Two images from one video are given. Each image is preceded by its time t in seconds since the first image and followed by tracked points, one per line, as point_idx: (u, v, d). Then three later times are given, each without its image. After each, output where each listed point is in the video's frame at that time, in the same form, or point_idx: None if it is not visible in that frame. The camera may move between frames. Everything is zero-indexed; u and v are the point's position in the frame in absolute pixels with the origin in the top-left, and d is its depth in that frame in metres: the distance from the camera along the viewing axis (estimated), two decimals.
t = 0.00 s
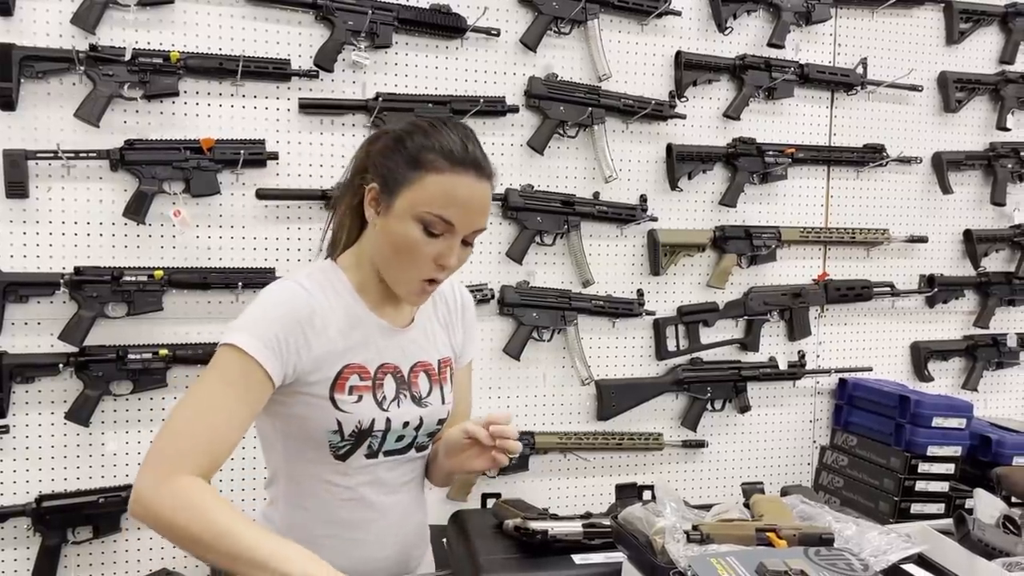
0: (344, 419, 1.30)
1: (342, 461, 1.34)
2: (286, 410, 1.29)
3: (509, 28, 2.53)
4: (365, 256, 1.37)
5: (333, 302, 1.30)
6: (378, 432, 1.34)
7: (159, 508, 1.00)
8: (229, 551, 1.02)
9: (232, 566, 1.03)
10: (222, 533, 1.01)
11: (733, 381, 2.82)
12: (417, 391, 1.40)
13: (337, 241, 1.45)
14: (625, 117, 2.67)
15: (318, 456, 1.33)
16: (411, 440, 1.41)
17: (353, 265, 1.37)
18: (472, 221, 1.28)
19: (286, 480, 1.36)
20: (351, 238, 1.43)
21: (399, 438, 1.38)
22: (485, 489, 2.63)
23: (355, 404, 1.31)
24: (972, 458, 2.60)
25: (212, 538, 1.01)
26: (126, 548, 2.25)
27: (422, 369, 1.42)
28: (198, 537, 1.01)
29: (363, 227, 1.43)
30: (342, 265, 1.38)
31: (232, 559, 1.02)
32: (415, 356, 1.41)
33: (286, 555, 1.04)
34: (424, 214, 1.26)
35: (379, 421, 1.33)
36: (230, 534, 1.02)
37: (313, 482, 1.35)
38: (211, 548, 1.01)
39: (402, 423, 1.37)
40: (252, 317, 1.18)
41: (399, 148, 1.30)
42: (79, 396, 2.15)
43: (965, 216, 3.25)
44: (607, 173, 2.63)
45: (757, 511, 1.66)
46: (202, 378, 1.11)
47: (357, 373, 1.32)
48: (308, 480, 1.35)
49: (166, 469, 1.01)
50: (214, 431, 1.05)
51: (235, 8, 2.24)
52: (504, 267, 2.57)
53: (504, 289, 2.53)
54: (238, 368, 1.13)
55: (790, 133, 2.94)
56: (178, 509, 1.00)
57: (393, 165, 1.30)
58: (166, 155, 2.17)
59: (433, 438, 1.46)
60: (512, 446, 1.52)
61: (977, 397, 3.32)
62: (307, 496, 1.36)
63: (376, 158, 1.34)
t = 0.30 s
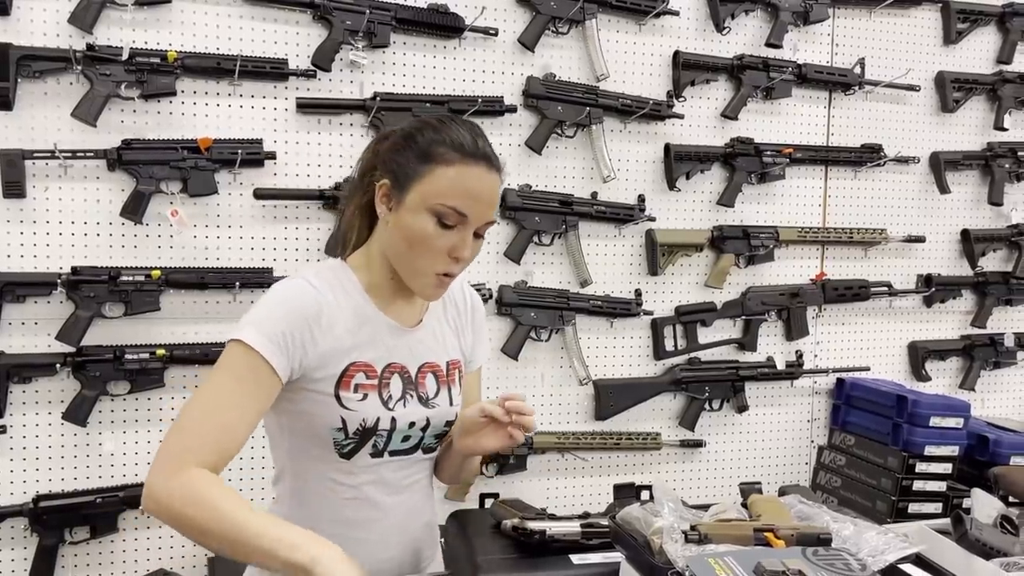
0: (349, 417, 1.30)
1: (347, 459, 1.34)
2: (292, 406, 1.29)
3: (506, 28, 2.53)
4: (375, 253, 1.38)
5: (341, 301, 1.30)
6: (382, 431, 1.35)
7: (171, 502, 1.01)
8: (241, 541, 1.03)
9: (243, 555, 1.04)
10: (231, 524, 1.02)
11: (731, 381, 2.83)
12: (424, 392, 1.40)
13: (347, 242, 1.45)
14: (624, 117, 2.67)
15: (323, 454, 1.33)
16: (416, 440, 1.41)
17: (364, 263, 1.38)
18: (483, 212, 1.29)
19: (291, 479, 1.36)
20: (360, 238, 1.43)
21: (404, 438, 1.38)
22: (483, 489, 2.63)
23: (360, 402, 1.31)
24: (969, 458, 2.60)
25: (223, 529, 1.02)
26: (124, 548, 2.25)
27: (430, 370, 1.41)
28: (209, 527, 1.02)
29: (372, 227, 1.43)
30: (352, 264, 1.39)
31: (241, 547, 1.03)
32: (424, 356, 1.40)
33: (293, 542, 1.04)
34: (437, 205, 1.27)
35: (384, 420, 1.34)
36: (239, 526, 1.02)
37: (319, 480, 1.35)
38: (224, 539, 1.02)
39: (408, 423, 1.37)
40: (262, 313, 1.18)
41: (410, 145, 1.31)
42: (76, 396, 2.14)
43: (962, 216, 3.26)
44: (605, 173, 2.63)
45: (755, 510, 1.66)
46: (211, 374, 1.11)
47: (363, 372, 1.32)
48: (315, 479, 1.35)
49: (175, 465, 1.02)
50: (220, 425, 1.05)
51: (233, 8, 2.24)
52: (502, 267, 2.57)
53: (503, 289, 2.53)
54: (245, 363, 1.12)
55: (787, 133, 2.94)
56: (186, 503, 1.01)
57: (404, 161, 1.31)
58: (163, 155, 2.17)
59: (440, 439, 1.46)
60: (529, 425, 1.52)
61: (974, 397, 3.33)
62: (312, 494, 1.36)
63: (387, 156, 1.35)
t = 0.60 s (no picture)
0: (363, 415, 1.32)
1: (360, 456, 1.35)
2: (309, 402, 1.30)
3: (504, 28, 2.53)
4: (392, 252, 1.39)
5: (361, 300, 1.30)
6: (395, 430, 1.36)
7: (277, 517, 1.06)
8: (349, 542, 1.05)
9: (357, 555, 1.07)
10: (336, 525, 1.04)
11: (728, 381, 2.83)
12: (437, 392, 1.41)
13: (364, 245, 1.47)
14: (621, 117, 2.67)
15: (338, 450, 1.35)
16: (427, 440, 1.42)
17: (384, 259, 1.39)
18: (498, 199, 1.31)
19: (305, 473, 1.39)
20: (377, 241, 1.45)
21: (416, 438, 1.39)
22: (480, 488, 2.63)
23: (375, 401, 1.32)
24: (966, 457, 2.61)
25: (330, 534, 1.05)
26: (121, 547, 2.25)
27: (444, 370, 1.42)
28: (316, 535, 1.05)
29: (387, 226, 1.46)
30: (370, 263, 1.40)
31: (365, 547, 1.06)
32: (438, 357, 1.41)
33: (393, 534, 1.06)
34: (455, 193, 1.29)
35: (397, 419, 1.35)
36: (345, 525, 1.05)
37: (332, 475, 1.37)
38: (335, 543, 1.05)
39: (420, 424, 1.38)
40: (291, 312, 1.19)
41: (422, 141, 1.34)
42: (73, 395, 2.14)
43: (959, 216, 3.26)
44: (602, 172, 2.63)
45: (752, 508, 1.66)
46: (266, 387, 1.13)
47: (380, 370, 1.33)
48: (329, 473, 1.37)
49: (268, 481, 1.06)
50: (298, 433, 1.08)
51: (230, 7, 2.24)
52: (499, 267, 2.57)
53: (500, 288, 2.53)
54: (297, 369, 1.14)
55: (784, 133, 2.95)
56: (290, 515, 1.05)
57: (417, 157, 1.33)
58: (161, 155, 2.17)
59: (450, 439, 1.47)
60: (549, 410, 1.58)
61: (971, 396, 3.33)
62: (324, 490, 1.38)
63: (400, 153, 1.38)
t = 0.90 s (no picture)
0: (380, 409, 1.32)
1: (375, 451, 1.36)
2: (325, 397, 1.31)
3: (501, 29, 2.54)
4: (408, 251, 1.41)
5: (381, 299, 1.33)
6: (410, 426, 1.36)
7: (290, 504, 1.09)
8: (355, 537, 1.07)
9: (361, 553, 1.09)
10: (345, 519, 1.07)
11: (725, 381, 2.84)
12: (450, 391, 1.41)
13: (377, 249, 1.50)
14: (618, 118, 2.68)
15: (353, 445, 1.35)
16: (441, 438, 1.42)
17: (400, 257, 1.41)
18: (513, 190, 1.36)
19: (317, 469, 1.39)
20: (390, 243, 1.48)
21: (429, 435, 1.40)
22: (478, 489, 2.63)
23: (392, 396, 1.33)
24: (962, 457, 2.62)
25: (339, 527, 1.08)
26: (120, 548, 2.25)
27: (457, 370, 1.43)
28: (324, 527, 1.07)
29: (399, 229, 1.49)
30: (386, 263, 1.42)
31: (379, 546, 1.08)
32: (453, 356, 1.43)
33: (398, 534, 1.08)
34: (473, 183, 1.33)
35: (413, 415, 1.35)
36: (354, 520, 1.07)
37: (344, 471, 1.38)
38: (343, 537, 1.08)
39: (435, 421, 1.38)
40: (317, 308, 1.22)
41: (436, 141, 1.39)
42: (71, 396, 2.14)
43: (955, 216, 3.27)
44: (599, 173, 2.64)
45: (748, 509, 1.66)
46: (290, 377, 1.17)
47: (398, 366, 1.34)
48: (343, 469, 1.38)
49: (285, 466, 1.10)
50: (316, 424, 1.11)
51: (228, 9, 2.24)
52: (497, 267, 2.57)
53: (497, 288, 2.53)
54: (320, 360, 1.17)
55: (781, 133, 2.96)
56: (303, 501, 1.08)
57: (431, 155, 1.38)
58: (159, 156, 2.17)
59: (462, 439, 1.48)
60: (562, 405, 1.63)
61: (967, 396, 3.34)
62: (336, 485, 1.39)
63: (414, 155, 1.43)
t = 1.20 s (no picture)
0: (373, 405, 1.32)
1: (368, 447, 1.36)
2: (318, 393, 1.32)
3: (499, 29, 2.54)
4: (401, 247, 1.42)
5: (375, 297, 1.34)
6: (404, 421, 1.36)
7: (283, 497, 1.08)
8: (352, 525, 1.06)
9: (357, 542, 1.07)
10: (339, 507, 1.06)
11: (723, 381, 2.84)
12: (445, 387, 1.41)
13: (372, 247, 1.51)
14: (616, 118, 2.68)
15: (347, 441, 1.36)
16: (436, 435, 1.42)
17: (393, 255, 1.42)
18: (502, 182, 1.37)
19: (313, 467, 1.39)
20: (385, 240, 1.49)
21: (424, 432, 1.40)
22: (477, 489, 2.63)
23: (385, 391, 1.33)
24: (959, 456, 2.62)
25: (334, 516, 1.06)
26: (118, 548, 2.25)
27: (453, 367, 1.43)
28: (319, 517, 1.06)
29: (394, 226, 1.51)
30: (380, 260, 1.43)
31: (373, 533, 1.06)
32: (448, 354, 1.43)
33: (394, 521, 1.06)
34: (462, 177, 1.34)
35: (406, 411, 1.35)
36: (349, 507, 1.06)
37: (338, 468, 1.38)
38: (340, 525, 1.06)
39: (429, 417, 1.39)
40: (309, 308, 1.22)
41: (427, 137, 1.40)
42: (69, 396, 2.14)
43: (953, 216, 3.28)
44: (597, 173, 2.64)
45: (746, 507, 1.66)
46: (282, 375, 1.17)
47: (391, 362, 1.34)
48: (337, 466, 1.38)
49: (275, 462, 1.10)
50: (306, 420, 1.10)
51: (226, 9, 2.24)
52: (495, 267, 2.57)
53: (495, 289, 2.53)
54: (311, 357, 1.17)
55: (779, 133, 2.96)
56: (293, 495, 1.07)
57: (422, 151, 1.40)
58: (157, 156, 2.17)
59: (457, 435, 1.48)
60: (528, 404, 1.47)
61: (965, 396, 3.34)
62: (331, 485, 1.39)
63: (405, 153, 1.44)
